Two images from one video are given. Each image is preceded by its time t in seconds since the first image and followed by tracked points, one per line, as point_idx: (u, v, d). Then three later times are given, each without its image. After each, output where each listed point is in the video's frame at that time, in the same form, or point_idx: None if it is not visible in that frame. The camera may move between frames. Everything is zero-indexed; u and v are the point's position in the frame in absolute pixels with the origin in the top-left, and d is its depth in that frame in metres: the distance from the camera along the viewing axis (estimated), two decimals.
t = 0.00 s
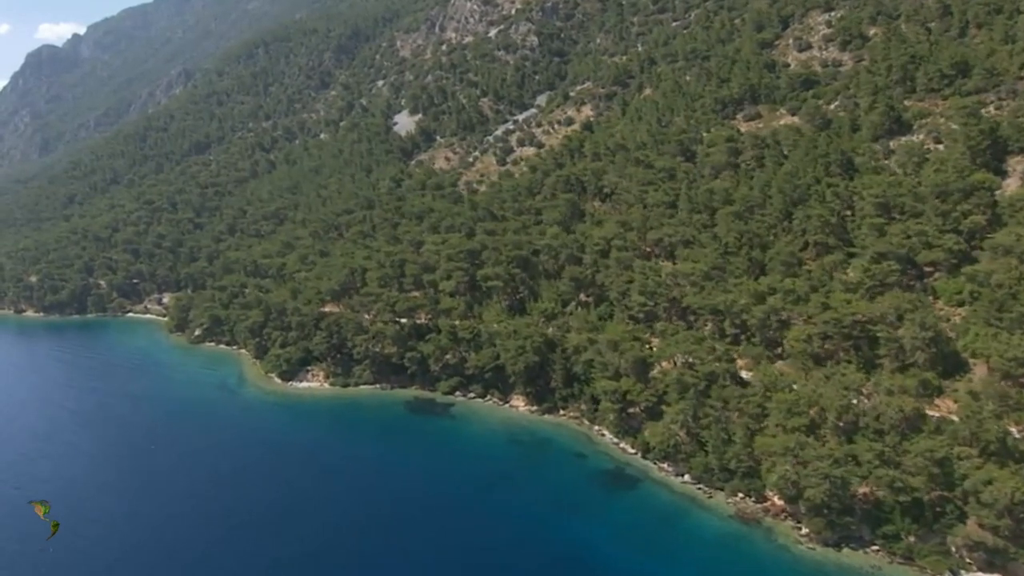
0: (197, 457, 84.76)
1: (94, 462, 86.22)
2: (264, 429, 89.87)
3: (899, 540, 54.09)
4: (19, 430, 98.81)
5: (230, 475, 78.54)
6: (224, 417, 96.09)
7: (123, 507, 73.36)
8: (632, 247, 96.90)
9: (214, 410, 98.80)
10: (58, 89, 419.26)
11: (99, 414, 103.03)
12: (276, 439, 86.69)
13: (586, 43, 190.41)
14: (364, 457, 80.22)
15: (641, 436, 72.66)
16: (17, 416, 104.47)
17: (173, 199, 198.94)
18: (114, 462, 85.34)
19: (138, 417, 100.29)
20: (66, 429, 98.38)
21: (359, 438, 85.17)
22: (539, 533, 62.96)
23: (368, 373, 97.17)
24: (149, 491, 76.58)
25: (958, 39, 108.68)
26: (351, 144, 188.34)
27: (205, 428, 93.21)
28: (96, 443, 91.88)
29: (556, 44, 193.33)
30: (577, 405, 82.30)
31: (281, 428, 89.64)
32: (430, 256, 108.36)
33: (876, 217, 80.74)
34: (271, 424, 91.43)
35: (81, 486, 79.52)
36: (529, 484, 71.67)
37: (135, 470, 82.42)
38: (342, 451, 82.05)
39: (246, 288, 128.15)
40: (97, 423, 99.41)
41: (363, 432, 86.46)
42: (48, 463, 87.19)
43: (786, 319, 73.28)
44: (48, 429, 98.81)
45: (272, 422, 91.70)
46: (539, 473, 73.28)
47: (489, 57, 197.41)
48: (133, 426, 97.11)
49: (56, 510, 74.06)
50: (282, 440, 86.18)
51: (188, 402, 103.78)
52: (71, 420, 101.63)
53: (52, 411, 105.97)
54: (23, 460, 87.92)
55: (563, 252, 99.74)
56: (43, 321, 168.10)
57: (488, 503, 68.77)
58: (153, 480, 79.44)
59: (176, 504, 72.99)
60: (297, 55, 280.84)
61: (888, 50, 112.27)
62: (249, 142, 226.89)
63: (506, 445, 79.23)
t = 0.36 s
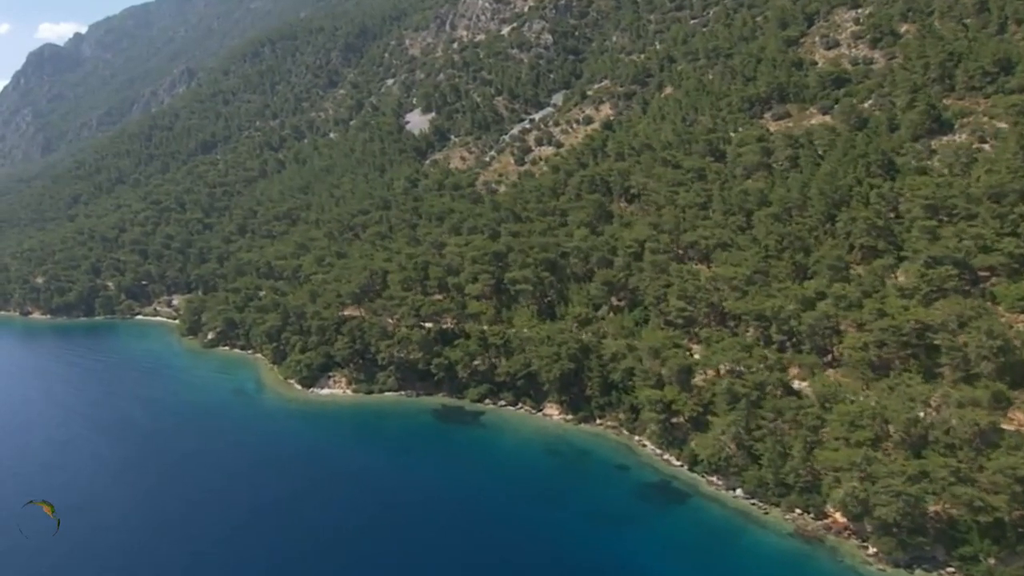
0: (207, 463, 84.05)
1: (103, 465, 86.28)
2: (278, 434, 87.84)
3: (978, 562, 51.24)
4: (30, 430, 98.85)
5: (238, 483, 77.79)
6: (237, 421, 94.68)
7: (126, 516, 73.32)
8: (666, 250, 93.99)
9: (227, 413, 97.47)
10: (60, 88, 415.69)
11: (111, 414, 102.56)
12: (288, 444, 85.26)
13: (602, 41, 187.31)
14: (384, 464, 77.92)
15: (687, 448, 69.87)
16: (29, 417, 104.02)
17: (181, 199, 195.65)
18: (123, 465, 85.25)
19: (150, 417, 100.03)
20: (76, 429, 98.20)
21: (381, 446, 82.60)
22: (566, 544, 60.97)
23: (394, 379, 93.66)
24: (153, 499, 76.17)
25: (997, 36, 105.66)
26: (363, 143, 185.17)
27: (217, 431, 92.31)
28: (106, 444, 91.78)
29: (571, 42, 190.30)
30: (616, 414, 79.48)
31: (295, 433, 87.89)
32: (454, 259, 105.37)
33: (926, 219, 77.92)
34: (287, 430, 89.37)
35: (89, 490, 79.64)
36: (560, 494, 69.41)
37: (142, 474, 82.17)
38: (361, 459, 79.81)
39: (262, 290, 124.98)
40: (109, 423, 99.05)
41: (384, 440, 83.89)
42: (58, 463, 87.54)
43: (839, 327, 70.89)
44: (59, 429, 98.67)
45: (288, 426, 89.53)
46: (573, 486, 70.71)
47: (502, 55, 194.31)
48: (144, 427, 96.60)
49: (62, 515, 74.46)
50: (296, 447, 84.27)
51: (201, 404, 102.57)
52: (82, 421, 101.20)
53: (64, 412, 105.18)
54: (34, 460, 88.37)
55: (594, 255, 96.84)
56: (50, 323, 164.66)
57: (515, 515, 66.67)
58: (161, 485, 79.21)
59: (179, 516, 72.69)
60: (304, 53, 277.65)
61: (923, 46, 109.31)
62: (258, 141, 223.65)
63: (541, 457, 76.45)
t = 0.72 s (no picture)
0: (211, 466, 83.20)
1: (105, 467, 85.86)
2: (288, 439, 86.38)
3: None
4: (34, 433, 98.47)
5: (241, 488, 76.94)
6: (244, 425, 93.51)
7: (124, 519, 72.91)
8: (692, 252, 91.89)
9: (235, 417, 96.36)
10: (61, 87, 413.21)
11: (116, 418, 101.84)
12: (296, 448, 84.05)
13: (613, 40, 185.08)
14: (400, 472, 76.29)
15: (723, 457, 67.73)
16: (35, 420, 103.49)
17: (186, 199, 193.18)
18: (126, 468, 84.74)
19: (155, 421, 99.23)
20: (81, 431, 97.63)
21: (396, 453, 80.90)
22: (586, 554, 59.55)
23: (413, 384, 91.43)
24: (152, 503, 75.59)
25: None
26: (372, 143, 182.71)
27: (222, 435, 91.40)
28: (110, 447, 91.25)
29: (581, 41, 188.01)
30: (645, 422, 77.46)
31: (304, 437, 86.53)
32: (473, 261, 103.17)
33: (965, 221, 75.72)
34: (298, 434, 87.82)
35: (90, 492, 79.33)
36: (588, 504, 67.64)
37: (144, 477, 81.63)
38: (376, 467, 78.20)
39: (273, 292, 122.68)
40: (113, 426, 98.48)
41: (401, 447, 82.08)
42: (60, 464, 87.28)
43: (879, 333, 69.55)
44: (64, 431, 98.13)
45: (300, 430, 87.99)
46: (601, 496, 68.86)
47: (512, 54, 192.04)
48: (149, 429, 95.94)
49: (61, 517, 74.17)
50: (307, 452, 82.80)
51: (209, 408, 101.47)
52: (88, 424, 100.64)
53: (69, 416, 104.55)
54: (37, 461, 88.15)
55: (618, 257, 94.78)
56: (55, 325, 162.19)
57: (532, 524, 65.28)
58: (162, 489, 78.65)
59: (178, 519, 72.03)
60: (309, 52, 275.36)
61: (950, 44, 107.15)
62: (263, 141, 221.19)
63: (569, 466, 74.50)
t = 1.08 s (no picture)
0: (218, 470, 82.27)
1: (109, 468, 85.49)
2: (300, 442, 84.63)
3: None
4: (41, 434, 98.27)
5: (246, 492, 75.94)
6: (254, 429, 92.17)
7: (123, 522, 72.43)
8: (723, 254, 89.65)
9: (246, 420, 95.10)
10: (63, 86, 410.77)
11: (124, 419, 101.29)
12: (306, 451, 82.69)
13: (626, 39, 182.70)
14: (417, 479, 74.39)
15: (767, 468, 65.40)
16: (44, 422, 103.17)
17: (193, 199, 190.63)
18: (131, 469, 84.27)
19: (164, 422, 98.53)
20: (89, 432, 97.18)
21: (415, 460, 78.83)
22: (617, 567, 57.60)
23: (436, 390, 88.70)
24: (153, 507, 74.94)
25: None
26: (382, 141, 180.07)
27: (231, 438, 90.32)
28: (115, 449, 90.70)
29: (594, 40, 185.55)
30: (679, 430, 75.59)
31: (316, 441, 84.94)
32: (494, 262, 100.74)
33: (1013, 223, 73.31)
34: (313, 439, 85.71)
35: (93, 494, 78.77)
36: (622, 517, 65.44)
37: (148, 480, 81.03)
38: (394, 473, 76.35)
39: (287, 295, 120.16)
40: (121, 427, 97.92)
41: (421, 454, 80.03)
42: (64, 464, 87.04)
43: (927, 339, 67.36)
44: (72, 432, 97.76)
45: (316, 437, 85.74)
46: (635, 508, 66.75)
47: (524, 52, 189.57)
48: (156, 431, 95.25)
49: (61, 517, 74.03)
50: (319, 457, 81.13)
51: (219, 411, 100.24)
52: (96, 425, 100.06)
53: (77, 419, 103.63)
54: (42, 460, 88.14)
55: (646, 259, 92.52)
56: (61, 327, 159.71)
57: (559, 535, 63.42)
58: (166, 493, 78.06)
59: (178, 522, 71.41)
60: (314, 51, 272.69)
61: (982, 42, 104.77)
62: (270, 140, 218.53)
63: (602, 477, 72.27)
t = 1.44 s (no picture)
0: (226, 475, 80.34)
1: (114, 474, 84.07)
2: (316, 448, 82.03)
3: None
4: (47, 437, 96.98)
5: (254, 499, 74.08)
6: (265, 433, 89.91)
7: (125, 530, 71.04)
8: (759, 258, 87.15)
9: (256, 423, 92.99)
10: (65, 86, 407.64)
11: (132, 422, 99.73)
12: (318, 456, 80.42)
13: (641, 37, 179.98)
14: (438, 486, 71.91)
15: (820, 481, 62.79)
16: (51, 425, 101.81)
17: (201, 199, 187.71)
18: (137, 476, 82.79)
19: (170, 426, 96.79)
20: (95, 435, 95.64)
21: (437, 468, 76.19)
22: None
23: (464, 397, 85.95)
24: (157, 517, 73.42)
25: None
26: (393, 140, 177.09)
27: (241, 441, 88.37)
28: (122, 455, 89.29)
29: (609, 38, 182.81)
30: (721, 439, 73.31)
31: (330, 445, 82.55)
32: (520, 265, 98.08)
33: None
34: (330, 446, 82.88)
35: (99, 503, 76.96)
36: (663, 532, 62.79)
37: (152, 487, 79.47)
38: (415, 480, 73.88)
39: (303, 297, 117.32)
40: (128, 430, 96.36)
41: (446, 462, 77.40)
42: (69, 468, 85.75)
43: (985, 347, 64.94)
44: (78, 435, 96.36)
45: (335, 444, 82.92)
46: (676, 520, 64.22)
47: (537, 51, 186.75)
48: (166, 436, 93.25)
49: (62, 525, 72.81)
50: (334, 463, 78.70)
51: (231, 415, 97.97)
52: (103, 429, 98.51)
53: (84, 423, 101.74)
54: (48, 464, 86.99)
55: (679, 263, 90.05)
56: (68, 329, 156.78)
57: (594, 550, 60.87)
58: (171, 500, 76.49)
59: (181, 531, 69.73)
60: (321, 50, 269.70)
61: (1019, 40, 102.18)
62: (278, 139, 215.57)
63: (641, 489, 69.69)
